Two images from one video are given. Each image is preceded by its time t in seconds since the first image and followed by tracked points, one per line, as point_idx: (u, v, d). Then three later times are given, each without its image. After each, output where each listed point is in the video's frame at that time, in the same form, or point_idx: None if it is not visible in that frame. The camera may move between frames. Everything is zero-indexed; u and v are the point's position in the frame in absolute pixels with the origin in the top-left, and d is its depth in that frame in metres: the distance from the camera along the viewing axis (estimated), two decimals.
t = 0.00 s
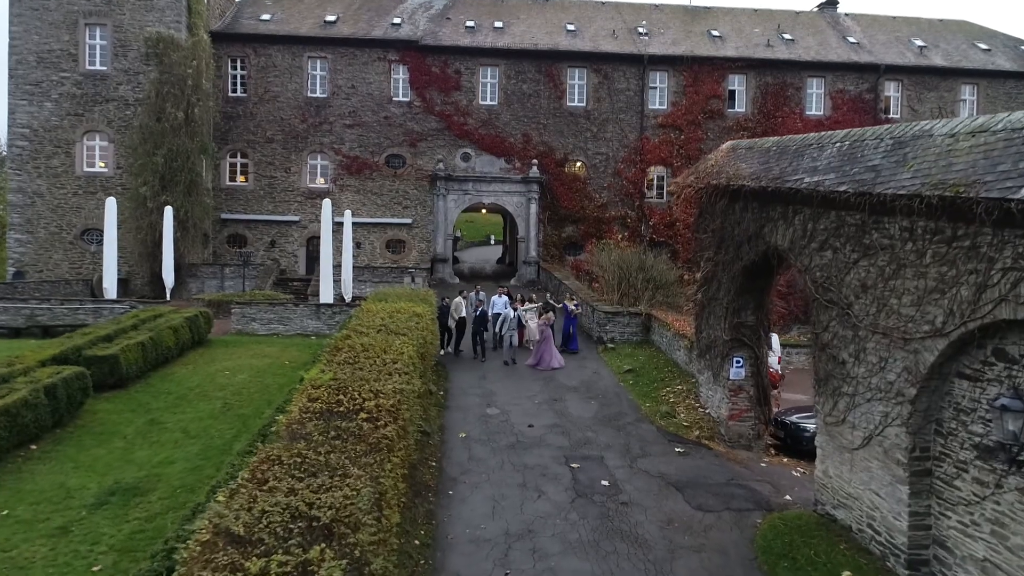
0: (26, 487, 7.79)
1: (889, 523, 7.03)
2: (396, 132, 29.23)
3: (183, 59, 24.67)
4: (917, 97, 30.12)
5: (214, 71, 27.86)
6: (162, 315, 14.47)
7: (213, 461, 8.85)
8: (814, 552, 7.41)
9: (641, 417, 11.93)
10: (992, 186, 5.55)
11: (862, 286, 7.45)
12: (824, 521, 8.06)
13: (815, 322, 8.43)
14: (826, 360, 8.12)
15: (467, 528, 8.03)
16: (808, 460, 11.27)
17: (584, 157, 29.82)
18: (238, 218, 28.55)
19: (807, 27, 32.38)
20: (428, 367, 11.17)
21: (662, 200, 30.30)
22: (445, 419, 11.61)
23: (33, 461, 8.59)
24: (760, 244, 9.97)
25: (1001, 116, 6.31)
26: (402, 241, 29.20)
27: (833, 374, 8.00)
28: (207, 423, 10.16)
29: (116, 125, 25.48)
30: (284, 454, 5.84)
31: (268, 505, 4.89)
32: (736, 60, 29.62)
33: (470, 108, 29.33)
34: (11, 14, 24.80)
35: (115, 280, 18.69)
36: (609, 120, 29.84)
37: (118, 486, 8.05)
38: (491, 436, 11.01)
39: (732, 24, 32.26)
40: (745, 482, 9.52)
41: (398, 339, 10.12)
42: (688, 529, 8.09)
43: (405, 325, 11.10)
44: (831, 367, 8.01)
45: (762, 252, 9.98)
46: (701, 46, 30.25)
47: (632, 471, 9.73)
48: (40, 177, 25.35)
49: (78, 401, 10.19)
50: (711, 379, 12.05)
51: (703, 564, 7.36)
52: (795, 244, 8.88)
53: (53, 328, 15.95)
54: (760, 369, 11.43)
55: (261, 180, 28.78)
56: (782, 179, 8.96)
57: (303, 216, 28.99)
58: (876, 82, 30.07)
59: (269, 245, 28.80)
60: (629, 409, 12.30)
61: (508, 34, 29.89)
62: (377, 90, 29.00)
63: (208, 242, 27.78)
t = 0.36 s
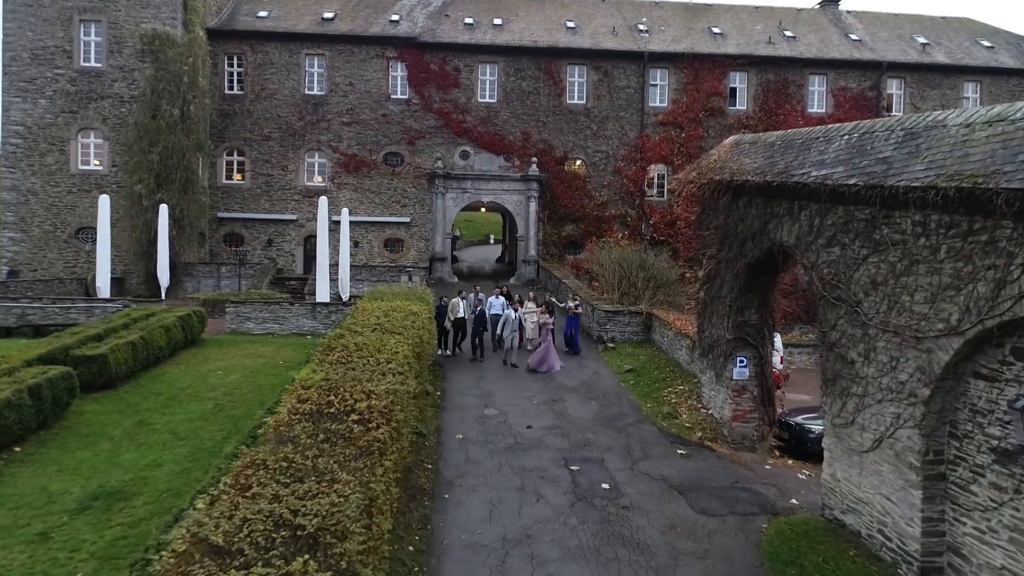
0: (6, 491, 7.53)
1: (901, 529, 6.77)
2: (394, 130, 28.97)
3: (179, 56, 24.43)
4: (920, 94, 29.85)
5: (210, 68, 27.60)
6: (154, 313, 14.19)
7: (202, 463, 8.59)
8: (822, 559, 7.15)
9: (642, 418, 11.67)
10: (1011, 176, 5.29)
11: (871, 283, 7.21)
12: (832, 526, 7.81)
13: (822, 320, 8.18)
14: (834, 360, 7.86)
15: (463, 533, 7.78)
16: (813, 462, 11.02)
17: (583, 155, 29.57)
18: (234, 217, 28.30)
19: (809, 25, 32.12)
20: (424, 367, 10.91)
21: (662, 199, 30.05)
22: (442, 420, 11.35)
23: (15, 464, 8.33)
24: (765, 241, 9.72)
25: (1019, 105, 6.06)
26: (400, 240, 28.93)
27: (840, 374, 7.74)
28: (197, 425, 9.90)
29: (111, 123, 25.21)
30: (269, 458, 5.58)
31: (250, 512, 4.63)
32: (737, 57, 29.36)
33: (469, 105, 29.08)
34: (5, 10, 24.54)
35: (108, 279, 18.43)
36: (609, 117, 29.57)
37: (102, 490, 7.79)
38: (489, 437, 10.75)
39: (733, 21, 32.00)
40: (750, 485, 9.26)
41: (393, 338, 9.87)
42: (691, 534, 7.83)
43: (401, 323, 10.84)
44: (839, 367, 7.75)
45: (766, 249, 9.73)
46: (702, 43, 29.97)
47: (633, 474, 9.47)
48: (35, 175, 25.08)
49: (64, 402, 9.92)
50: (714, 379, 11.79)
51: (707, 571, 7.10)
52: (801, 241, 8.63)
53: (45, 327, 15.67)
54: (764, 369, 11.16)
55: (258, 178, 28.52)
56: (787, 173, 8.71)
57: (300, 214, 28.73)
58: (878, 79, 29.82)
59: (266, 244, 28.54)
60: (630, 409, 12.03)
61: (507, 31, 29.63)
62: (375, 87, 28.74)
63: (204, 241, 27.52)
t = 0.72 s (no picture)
0: None
1: (916, 538, 6.48)
2: (392, 128, 28.67)
3: (174, 53, 24.14)
4: (923, 92, 29.56)
5: (206, 66, 27.30)
6: (145, 314, 13.89)
7: (189, 469, 8.29)
8: (833, 569, 6.86)
9: (644, 421, 11.38)
10: None
11: (884, 282, 6.92)
12: (842, 535, 7.52)
13: (831, 321, 7.89)
14: (844, 362, 7.58)
15: (459, 541, 7.49)
16: (820, 466, 10.73)
17: (583, 153, 29.27)
18: (230, 216, 27.99)
19: (811, 22, 31.84)
20: (420, 369, 10.62)
21: (663, 198, 29.75)
22: (438, 423, 11.07)
23: None
24: (771, 238, 9.44)
25: None
26: (398, 239, 28.64)
27: (851, 377, 7.46)
28: (186, 428, 9.60)
29: (105, 120, 24.91)
30: (254, 466, 5.29)
31: (229, 526, 4.34)
32: (738, 55, 29.08)
33: (468, 103, 28.79)
34: None
35: (100, 278, 18.12)
36: (609, 115, 29.28)
37: (83, 497, 7.49)
38: (487, 441, 10.46)
39: (734, 19, 31.71)
40: (756, 491, 8.97)
41: (388, 338, 9.58)
42: (696, 543, 7.54)
43: (396, 324, 10.55)
44: (849, 368, 7.47)
45: (773, 247, 9.45)
46: (702, 41, 29.70)
47: (636, 479, 9.18)
48: (28, 173, 24.79)
49: (48, 405, 9.61)
50: (717, 380, 11.52)
51: None
52: (810, 239, 8.35)
53: (34, 327, 15.37)
54: (770, 371, 10.88)
55: (254, 176, 28.22)
56: (794, 168, 8.43)
57: (297, 213, 28.43)
58: (881, 77, 29.53)
59: (263, 244, 28.25)
60: (631, 412, 11.75)
61: (506, 28, 29.34)
62: (372, 85, 28.45)
63: (200, 240, 27.23)
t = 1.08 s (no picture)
0: None
1: (935, 549, 6.18)
2: (390, 125, 28.36)
3: (169, 49, 23.82)
4: (927, 90, 29.24)
5: (202, 63, 26.99)
6: (136, 314, 13.58)
7: (176, 475, 7.99)
8: None
9: (647, 424, 11.08)
10: None
11: (900, 280, 6.63)
12: (856, 544, 7.22)
13: (843, 320, 7.59)
14: (857, 364, 7.28)
15: (456, 551, 7.18)
16: (828, 470, 10.43)
17: (584, 151, 28.95)
18: (227, 214, 27.68)
19: (813, 19, 31.52)
20: (417, 370, 10.31)
21: (664, 196, 29.43)
22: (436, 426, 10.76)
23: None
24: (780, 235, 9.13)
25: None
26: (396, 238, 28.34)
27: (865, 379, 7.15)
28: (174, 432, 9.29)
29: (100, 118, 24.58)
30: (236, 475, 4.98)
31: (205, 542, 4.02)
32: (741, 51, 28.77)
33: (467, 101, 28.48)
34: None
35: (93, 277, 17.79)
36: (610, 113, 28.97)
37: (64, 505, 7.19)
38: (485, 444, 10.16)
39: (736, 16, 31.38)
40: (764, 497, 8.67)
41: (383, 339, 9.27)
42: (703, 552, 7.23)
43: (392, 324, 10.24)
44: (863, 370, 7.16)
45: (781, 244, 9.15)
46: (704, 38, 29.39)
47: (639, 484, 8.88)
48: (22, 171, 24.49)
49: (32, 408, 9.29)
50: (722, 382, 11.21)
51: None
52: (821, 235, 8.05)
53: (24, 327, 15.06)
54: (777, 373, 10.56)
55: (251, 175, 27.92)
56: (804, 161, 8.11)
57: (295, 212, 28.12)
58: (885, 74, 29.20)
59: (260, 243, 27.95)
60: (634, 414, 11.44)
61: (506, 25, 29.02)
62: (370, 82, 28.13)
63: (196, 239, 26.93)
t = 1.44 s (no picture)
0: None
1: (960, 560, 5.85)
2: (389, 123, 28.01)
3: (164, 45, 23.48)
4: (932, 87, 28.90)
5: (198, 59, 26.66)
6: (127, 313, 13.25)
7: (161, 480, 7.64)
8: None
9: (652, 426, 10.75)
10: None
11: (921, 276, 6.30)
12: (872, 554, 6.90)
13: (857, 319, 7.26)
14: (874, 365, 6.95)
15: (454, 561, 6.85)
16: (839, 474, 10.11)
17: (584, 149, 28.60)
18: (223, 213, 27.35)
19: (816, 15, 31.18)
20: (414, 371, 9.99)
21: (666, 195, 29.11)
22: (433, 429, 10.43)
23: None
24: (790, 230, 8.81)
25: None
26: (395, 237, 28.01)
27: (882, 381, 6.82)
28: (162, 436, 8.94)
29: (94, 114, 24.23)
30: (217, 485, 4.64)
31: (177, 560, 3.69)
32: (743, 48, 28.43)
33: (466, 98, 28.14)
34: None
35: (85, 276, 17.47)
36: (611, 110, 28.64)
37: (42, 513, 6.85)
38: (484, 448, 9.83)
39: (738, 12, 31.03)
40: (774, 503, 8.34)
41: (379, 339, 8.94)
42: (713, 562, 6.89)
43: (388, 323, 9.92)
44: (880, 372, 6.83)
45: (792, 240, 8.83)
46: (706, 34, 29.05)
47: (644, 489, 8.55)
48: (15, 169, 24.16)
49: (15, 410, 8.96)
50: (729, 383, 10.88)
51: None
52: (834, 231, 7.73)
53: (13, 327, 14.73)
54: (787, 374, 10.22)
55: (248, 173, 27.59)
56: (817, 153, 7.77)
57: (292, 210, 27.79)
58: (889, 71, 28.86)
59: (257, 241, 27.63)
60: (638, 416, 11.12)
61: (506, 22, 28.68)
62: (369, 79, 27.79)
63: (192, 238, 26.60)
